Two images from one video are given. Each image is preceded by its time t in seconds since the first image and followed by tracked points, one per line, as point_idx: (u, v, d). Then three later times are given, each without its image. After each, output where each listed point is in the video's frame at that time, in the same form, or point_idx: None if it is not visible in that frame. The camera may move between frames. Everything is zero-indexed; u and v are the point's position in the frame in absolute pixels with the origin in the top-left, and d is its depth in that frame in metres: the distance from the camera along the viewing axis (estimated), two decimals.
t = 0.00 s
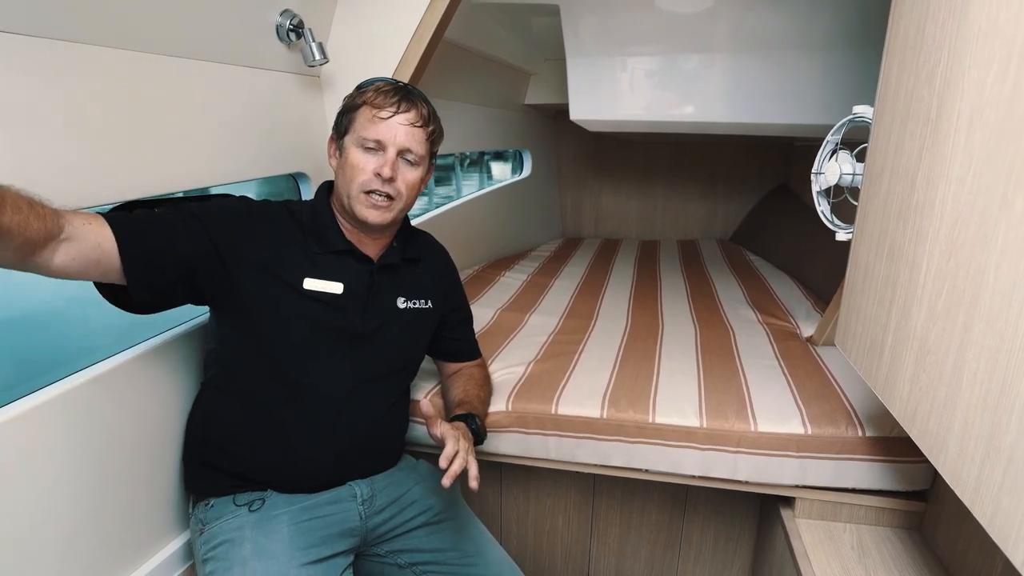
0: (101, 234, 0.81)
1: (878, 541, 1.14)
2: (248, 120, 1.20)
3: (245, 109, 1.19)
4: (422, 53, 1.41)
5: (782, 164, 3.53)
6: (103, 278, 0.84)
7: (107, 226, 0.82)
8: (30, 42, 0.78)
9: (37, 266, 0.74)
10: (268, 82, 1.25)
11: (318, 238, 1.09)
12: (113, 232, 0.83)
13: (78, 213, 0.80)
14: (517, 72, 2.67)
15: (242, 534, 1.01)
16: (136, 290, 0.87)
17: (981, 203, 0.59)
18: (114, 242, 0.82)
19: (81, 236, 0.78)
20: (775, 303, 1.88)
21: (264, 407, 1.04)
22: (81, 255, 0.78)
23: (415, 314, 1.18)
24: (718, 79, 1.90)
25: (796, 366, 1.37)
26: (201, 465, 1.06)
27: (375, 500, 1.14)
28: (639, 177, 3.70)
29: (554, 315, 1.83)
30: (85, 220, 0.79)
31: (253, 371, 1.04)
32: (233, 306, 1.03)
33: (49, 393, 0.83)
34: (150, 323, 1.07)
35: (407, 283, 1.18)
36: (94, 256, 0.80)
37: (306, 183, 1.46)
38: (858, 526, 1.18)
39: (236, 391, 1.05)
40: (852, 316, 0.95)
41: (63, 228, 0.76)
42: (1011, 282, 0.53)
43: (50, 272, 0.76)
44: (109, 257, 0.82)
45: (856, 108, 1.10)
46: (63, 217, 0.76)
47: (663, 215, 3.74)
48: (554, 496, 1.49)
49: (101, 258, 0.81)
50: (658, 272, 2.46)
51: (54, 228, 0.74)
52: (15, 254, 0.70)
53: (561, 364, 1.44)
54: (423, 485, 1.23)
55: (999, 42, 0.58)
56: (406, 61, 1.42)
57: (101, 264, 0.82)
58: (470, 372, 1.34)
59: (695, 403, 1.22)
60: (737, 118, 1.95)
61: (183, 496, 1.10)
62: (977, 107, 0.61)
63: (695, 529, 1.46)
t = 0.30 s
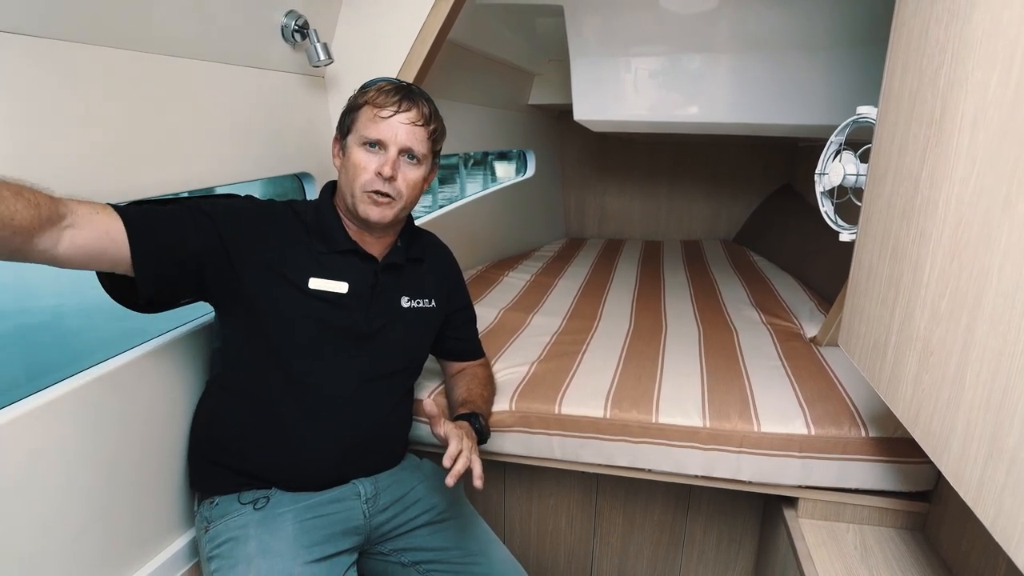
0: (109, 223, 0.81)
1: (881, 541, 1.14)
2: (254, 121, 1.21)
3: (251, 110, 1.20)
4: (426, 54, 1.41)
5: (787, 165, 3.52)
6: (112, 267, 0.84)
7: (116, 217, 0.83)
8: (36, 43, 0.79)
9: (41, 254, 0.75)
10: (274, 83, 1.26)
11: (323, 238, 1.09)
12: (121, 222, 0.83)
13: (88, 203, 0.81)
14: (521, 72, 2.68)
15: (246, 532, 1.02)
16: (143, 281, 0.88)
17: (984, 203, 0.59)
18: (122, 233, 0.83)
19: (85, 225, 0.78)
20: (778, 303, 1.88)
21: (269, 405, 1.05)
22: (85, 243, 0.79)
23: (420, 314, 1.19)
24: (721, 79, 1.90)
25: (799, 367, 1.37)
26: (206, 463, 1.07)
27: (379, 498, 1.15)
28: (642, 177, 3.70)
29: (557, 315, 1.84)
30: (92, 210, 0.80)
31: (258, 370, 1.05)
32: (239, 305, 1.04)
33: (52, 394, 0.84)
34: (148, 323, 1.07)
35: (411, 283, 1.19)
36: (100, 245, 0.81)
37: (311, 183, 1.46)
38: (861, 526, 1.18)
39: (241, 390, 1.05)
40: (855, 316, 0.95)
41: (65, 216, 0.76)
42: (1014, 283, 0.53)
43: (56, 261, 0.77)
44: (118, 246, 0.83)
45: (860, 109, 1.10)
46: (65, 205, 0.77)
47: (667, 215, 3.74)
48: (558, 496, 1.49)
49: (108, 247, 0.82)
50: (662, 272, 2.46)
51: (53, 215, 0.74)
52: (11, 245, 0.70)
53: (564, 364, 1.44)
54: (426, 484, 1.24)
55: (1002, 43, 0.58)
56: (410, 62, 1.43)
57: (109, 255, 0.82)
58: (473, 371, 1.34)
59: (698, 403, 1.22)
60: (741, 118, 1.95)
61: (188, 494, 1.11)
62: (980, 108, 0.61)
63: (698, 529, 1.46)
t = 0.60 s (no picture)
0: (118, 225, 0.82)
1: (885, 542, 1.14)
2: (260, 122, 1.22)
3: (257, 111, 1.21)
4: (431, 55, 1.42)
5: (791, 166, 3.52)
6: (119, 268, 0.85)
7: (125, 218, 0.84)
8: (45, 45, 0.80)
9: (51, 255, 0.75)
10: (280, 84, 1.27)
11: (330, 238, 1.10)
12: (130, 223, 0.84)
13: (98, 205, 0.82)
14: (525, 72, 2.68)
15: (252, 531, 1.02)
16: (149, 282, 0.89)
17: (988, 206, 0.59)
18: (130, 236, 0.84)
19: (95, 227, 0.79)
20: (782, 304, 1.88)
21: (275, 405, 1.05)
22: (94, 245, 0.80)
23: (425, 314, 1.19)
24: (725, 80, 1.91)
25: (803, 368, 1.38)
26: (212, 462, 1.08)
27: (383, 498, 1.15)
28: (646, 178, 3.70)
29: (561, 315, 1.84)
30: (102, 211, 0.81)
31: (264, 370, 1.06)
32: (246, 305, 1.05)
33: (57, 394, 0.84)
34: (154, 321, 1.08)
35: (417, 283, 1.19)
36: (108, 247, 0.81)
37: (316, 183, 1.47)
38: (865, 528, 1.18)
39: (248, 389, 1.06)
40: (859, 318, 0.96)
41: (76, 218, 0.77)
42: (1017, 285, 0.54)
43: (65, 262, 0.78)
44: (126, 248, 0.84)
45: (864, 110, 1.10)
46: (76, 207, 0.78)
47: (670, 216, 3.74)
48: (561, 496, 1.50)
49: (115, 249, 0.83)
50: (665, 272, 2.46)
51: (65, 217, 0.75)
52: (21, 245, 0.71)
53: (568, 364, 1.45)
54: (430, 483, 1.24)
55: (1006, 45, 0.58)
56: (415, 63, 1.44)
57: (116, 256, 0.83)
58: (478, 372, 1.35)
59: (702, 404, 1.23)
60: (745, 119, 1.95)
61: (194, 493, 1.12)
62: (984, 110, 0.61)
63: (701, 530, 1.46)
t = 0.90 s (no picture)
0: (123, 226, 0.83)
1: (887, 543, 1.14)
2: (265, 123, 1.22)
3: (262, 112, 1.22)
4: (435, 57, 1.43)
5: (795, 167, 3.52)
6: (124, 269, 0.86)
7: (130, 219, 0.85)
8: (55, 48, 0.81)
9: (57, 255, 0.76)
10: (284, 85, 1.28)
11: (332, 238, 1.11)
12: (134, 224, 0.85)
13: (104, 205, 0.83)
14: (529, 73, 2.69)
15: (257, 529, 1.03)
16: (154, 283, 0.90)
17: (989, 207, 0.60)
18: (134, 237, 0.85)
19: (101, 227, 0.80)
20: (785, 305, 1.88)
21: (280, 403, 1.06)
22: (100, 245, 0.81)
23: (427, 314, 1.20)
24: (729, 81, 1.91)
25: (805, 368, 1.38)
26: (218, 461, 1.09)
27: (387, 497, 1.16)
28: (650, 178, 3.70)
29: (564, 315, 1.85)
30: (108, 212, 0.82)
31: (269, 369, 1.06)
32: (251, 304, 1.05)
33: (65, 393, 0.85)
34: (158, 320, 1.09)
35: (419, 283, 1.20)
36: (112, 248, 0.82)
37: (320, 184, 1.48)
38: (868, 528, 1.18)
39: (253, 389, 1.07)
40: (861, 319, 0.96)
41: (82, 219, 0.78)
42: (1018, 286, 0.54)
43: (72, 262, 0.79)
44: (131, 248, 0.85)
45: (867, 111, 1.10)
46: (83, 208, 0.78)
47: (674, 217, 3.74)
48: (564, 495, 1.50)
49: (120, 249, 0.84)
50: (668, 273, 2.46)
51: (71, 218, 0.76)
52: (27, 246, 0.72)
53: (571, 364, 1.45)
54: (434, 483, 1.25)
55: (1008, 47, 0.58)
56: (419, 65, 1.44)
57: (121, 256, 0.84)
58: (481, 372, 1.36)
59: (705, 405, 1.23)
60: (748, 120, 1.95)
61: (201, 491, 1.13)
62: (985, 112, 0.62)
63: (704, 530, 1.46)
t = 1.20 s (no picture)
0: (127, 233, 0.84)
1: (889, 543, 1.14)
2: (269, 124, 1.23)
3: (266, 113, 1.22)
4: (438, 57, 1.43)
5: (798, 167, 3.52)
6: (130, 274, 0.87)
7: (133, 226, 0.86)
8: (62, 49, 0.82)
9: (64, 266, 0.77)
10: (289, 86, 1.29)
11: (335, 238, 1.12)
12: (138, 231, 0.86)
13: (107, 213, 0.84)
14: (532, 73, 2.69)
15: (261, 527, 1.04)
16: (160, 286, 0.91)
17: (990, 208, 0.60)
18: (139, 241, 0.86)
19: (106, 237, 0.81)
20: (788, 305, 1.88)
21: (284, 402, 1.07)
22: (106, 254, 0.81)
23: (430, 313, 1.21)
24: (732, 82, 1.91)
25: (808, 368, 1.38)
26: (222, 459, 1.09)
27: (390, 495, 1.17)
28: (653, 178, 3.70)
29: (567, 315, 1.85)
30: (112, 220, 0.83)
31: (273, 369, 1.07)
32: (254, 304, 1.06)
33: (71, 391, 0.85)
34: (162, 322, 1.09)
35: (422, 282, 1.21)
36: (118, 256, 0.83)
37: (324, 184, 1.49)
38: (870, 528, 1.18)
39: (256, 388, 1.07)
40: (863, 319, 0.96)
41: (87, 229, 0.78)
42: (1018, 287, 0.54)
43: (77, 271, 0.79)
44: (136, 255, 0.86)
45: (869, 112, 1.10)
46: (88, 218, 0.79)
47: (677, 217, 3.73)
48: (567, 495, 1.51)
49: (126, 257, 0.84)
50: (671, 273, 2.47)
51: (77, 229, 0.76)
52: (34, 260, 0.72)
53: (574, 364, 1.45)
54: (437, 481, 1.25)
55: (1009, 48, 0.59)
56: (422, 65, 1.45)
57: (128, 263, 0.85)
58: (483, 371, 1.36)
59: (707, 404, 1.23)
60: (751, 120, 1.95)
61: (205, 489, 1.13)
62: (986, 113, 0.62)
63: (706, 530, 1.46)
